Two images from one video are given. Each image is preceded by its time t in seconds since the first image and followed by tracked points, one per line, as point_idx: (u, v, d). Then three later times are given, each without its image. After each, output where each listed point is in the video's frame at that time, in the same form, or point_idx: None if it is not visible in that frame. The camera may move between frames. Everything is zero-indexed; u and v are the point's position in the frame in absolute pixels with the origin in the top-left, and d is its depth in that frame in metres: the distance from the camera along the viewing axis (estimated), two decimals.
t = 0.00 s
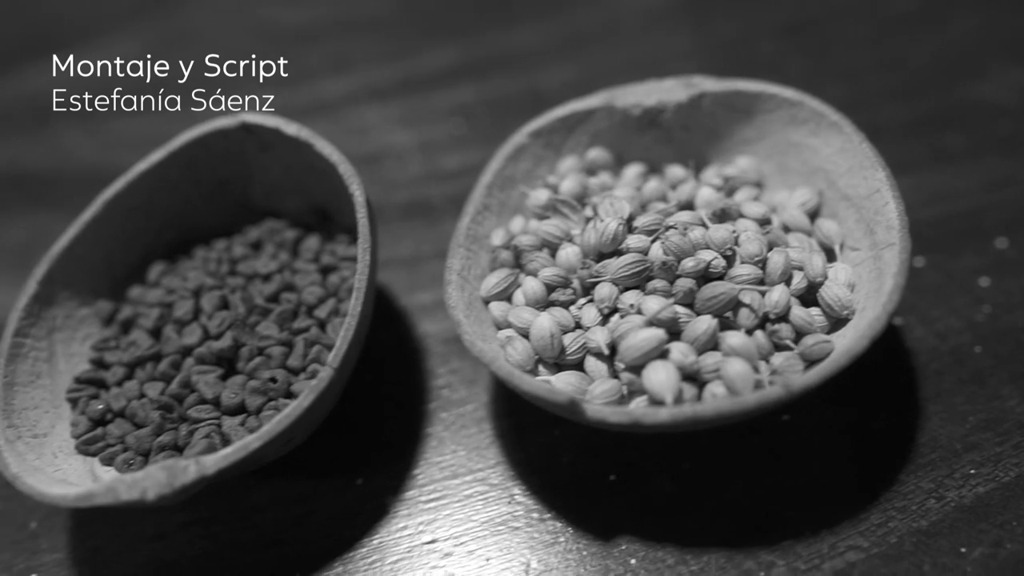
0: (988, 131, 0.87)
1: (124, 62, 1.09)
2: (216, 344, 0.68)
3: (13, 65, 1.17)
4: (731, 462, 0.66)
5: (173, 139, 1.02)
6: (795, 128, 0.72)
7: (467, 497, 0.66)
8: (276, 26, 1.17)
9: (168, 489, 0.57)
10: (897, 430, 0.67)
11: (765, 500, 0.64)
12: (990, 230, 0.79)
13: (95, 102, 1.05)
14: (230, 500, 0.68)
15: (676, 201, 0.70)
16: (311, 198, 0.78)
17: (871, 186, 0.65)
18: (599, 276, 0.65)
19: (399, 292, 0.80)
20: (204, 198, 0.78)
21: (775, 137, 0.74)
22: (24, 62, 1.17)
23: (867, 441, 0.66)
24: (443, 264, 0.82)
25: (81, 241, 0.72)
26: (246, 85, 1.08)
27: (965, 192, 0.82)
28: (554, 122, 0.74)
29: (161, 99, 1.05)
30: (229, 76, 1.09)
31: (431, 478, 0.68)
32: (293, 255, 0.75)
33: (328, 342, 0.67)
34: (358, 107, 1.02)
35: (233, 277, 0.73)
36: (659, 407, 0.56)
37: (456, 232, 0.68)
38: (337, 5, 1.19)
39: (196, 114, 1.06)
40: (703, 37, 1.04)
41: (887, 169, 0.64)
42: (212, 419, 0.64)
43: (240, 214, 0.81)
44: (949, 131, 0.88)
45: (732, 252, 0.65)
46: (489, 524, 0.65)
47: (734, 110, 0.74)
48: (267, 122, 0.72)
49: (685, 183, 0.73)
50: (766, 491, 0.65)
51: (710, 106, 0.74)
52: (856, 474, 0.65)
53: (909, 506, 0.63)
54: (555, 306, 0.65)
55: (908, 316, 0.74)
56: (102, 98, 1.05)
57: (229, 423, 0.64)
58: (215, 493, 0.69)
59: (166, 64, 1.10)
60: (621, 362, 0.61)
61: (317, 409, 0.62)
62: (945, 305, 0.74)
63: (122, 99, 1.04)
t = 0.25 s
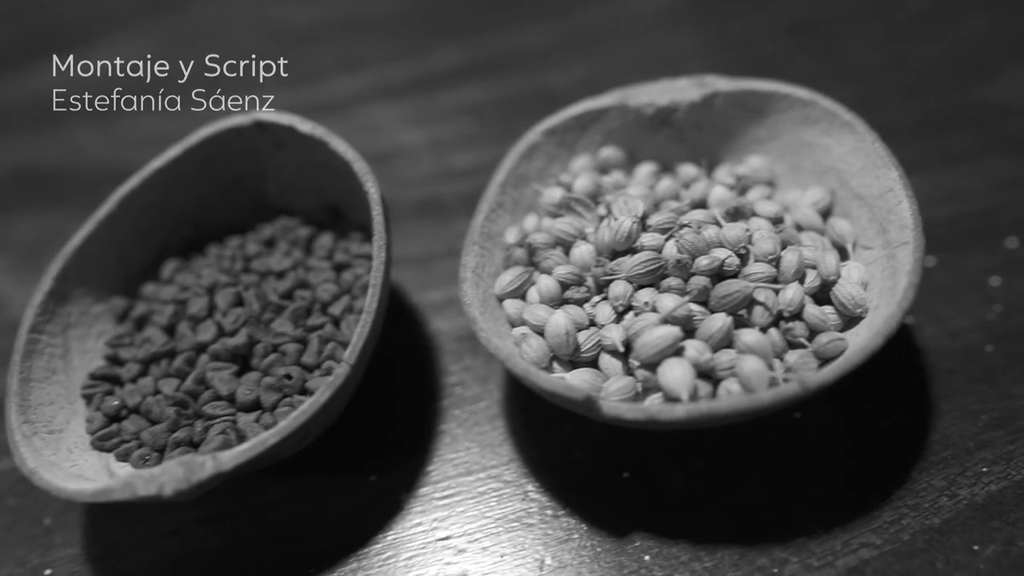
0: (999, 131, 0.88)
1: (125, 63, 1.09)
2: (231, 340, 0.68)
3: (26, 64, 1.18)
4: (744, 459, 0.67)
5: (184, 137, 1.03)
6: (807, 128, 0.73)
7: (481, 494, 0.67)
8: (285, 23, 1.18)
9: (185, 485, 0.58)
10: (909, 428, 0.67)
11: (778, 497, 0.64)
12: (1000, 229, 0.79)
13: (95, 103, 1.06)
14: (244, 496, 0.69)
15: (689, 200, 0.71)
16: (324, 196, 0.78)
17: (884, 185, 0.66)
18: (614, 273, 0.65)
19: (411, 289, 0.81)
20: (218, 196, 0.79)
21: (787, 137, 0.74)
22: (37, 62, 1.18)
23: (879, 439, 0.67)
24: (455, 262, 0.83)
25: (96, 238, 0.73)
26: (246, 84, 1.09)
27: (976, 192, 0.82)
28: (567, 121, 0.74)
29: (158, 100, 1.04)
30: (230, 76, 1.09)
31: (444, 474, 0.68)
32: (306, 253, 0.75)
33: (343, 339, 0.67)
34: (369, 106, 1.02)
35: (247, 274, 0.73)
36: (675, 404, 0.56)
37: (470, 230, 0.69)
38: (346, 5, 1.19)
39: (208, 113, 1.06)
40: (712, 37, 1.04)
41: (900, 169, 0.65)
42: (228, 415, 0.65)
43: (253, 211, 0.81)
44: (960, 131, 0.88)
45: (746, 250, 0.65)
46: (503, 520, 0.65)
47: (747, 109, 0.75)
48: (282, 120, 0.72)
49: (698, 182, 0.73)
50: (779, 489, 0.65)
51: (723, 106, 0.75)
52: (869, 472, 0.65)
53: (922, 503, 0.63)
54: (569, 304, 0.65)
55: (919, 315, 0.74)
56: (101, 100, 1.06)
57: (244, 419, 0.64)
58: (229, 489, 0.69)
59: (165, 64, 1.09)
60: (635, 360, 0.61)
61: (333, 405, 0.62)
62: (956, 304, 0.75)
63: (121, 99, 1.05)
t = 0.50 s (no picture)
0: (1008, 132, 0.88)
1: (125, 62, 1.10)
2: (246, 338, 0.68)
3: (36, 62, 1.18)
4: (757, 458, 0.67)
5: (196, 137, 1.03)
6: (819, 128, 0.73)
7: (495, 492, 0.67)
8: (294, 22, 1.18)
9: (202, 482, 0.58)
10: (921, 428, 0.67)
11: (791, 496, 0.65)
12: (1011, 230, 0.80)
13: (95, 102, 1.07)
14: (258, 493, 0.69)
15: (702, 200, 0.71)
16: (337, 195, 0.79)
17: (897, 185, 0.66)
18: (628, 272, 0.65)
19: (423, 288, 0.81)
20: (231, 195, 0.79)
21: (799, 137, 0.74)
22: (46, 60, 1.18)
23: (892, 438, 0.67)
24: (467, 261, 0.83)
25: (111, 236, 0.73)
26: (246, 84, 1.10)
27: (986, 193, 0.83)
28: (580, 121, 0.74)
29: (158, 99, 1.06)
30: (231, 76, 1.10)
31: (459, 472, 0.68)
32: (320, 251, 0.76)
33: (358, 337, 0.67)
34: (379, 105, 1.02)
35: (261, 273, 0.74)
36: (691, 402, 0.56)
37: (485, 229, 0.69)
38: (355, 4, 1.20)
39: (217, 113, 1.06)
40: (721, 38, 1.04)
41: (913, 169, 0.65)
42: (243, 412, 0.65)
43: (267, 210, 0.81)
44: (969, 132, 0.89)
45: (760, 249, 0.66)
46: (517, 518, 0.65)
47: (760, 110, 0.75)
48: (297, 118, 0.73)
49: (710, 182, 0.74)
50: (792, 487, 0.65)
51: (736, 106, 0.75)
52: (882, 471, 0.65)
53: (934, 502, 0.63)
54: (584, 302, 0.66)
55: (931, 315, 0.75)
56: (102, 99, 1.06)
57: (260, 416, 0.64)
58: (243, 486, 0.69)
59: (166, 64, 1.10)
60: (650, 358, 0.61)
61: (350, 403, 0.62)
62: (967, 304, 0.75)
63: (122, 99, 1.06)
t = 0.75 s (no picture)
0: (1018, 133, 0.88)
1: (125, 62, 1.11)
2: (261, 335, 0.68)
3: (47, 60, 1.18)
4: (771, 456, 0.67)
5: (206, 135, 1.03)
6: (832, 128, 0.73)
7: (510, 489, 0.67)
8: (304, 21, 1.18)
9: (220, 478, 0.58)
10: (932, 426, 0.68)
11: (805, 494, 0.65)
12: (1021, 230, 0.80)
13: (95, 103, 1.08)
14: (272, 490, 0.69)
15: (716, 199, 0.71)
16: (350, 193, 0.79)
17: (910, 185, 0.66)
18: (642, 271, 0.66)
19: (436, 286, 0.81)
20: (245, 193, 0.79)
21: (812, 137, 0.75)
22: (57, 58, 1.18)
23: (903, 436, 0.67)
24: (479, 259, 0.83)
25: (126, 234, 0.73)
26: (266, 83, 1.10)
27: (996, 193, 0.83)
28: (594, 120, 0.75)
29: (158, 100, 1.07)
30: (249, 76, 1.11)
31: (473, 470, 0.69)
32: (334, 249, 0.76)
33: (373, 335, 0.67)
34: (390, 104, 1.03)
35: (275, 270, 0.74)
36: (707, 400, 0.57)
37: (499, 227, 0.69)
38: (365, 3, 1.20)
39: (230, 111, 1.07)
40: (731, 38, 1.05)
41: (927, 169, 0.65)
42: (259, 409, 0.65)
43: (280, 208, 0.82)
44: (979, 133, 0.89)
45: (774, 249, 0.66)
46: (532, 515, 0.66)
47: (772, 110, 0.75)
48: (312, 117, 0.73)
49: (723, 181, 0.74)
50: (806, 485, 0.65)
51: (749, 106, 0.75)
52: (895, 469, 0.66)
53: (947, 500, 0.64)
54: (599, 301, 0.66)
55: (942, 314, 0.75)
56: (101, 99, 1.08)
57: (276, 413, 0.64)
58: (258, 483, 0.70)
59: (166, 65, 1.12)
60: (666, 356, 0.62)
61: (366, 400, 0.62)
62: (978, 304, 0.75)
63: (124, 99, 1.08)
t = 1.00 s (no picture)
0: None
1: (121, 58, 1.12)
2: (276, 332, 0.69)
3: (57, 58, 1.19)
4: (783, 453, 0.67)
5: (217, 134, 1.04)
6: (844, 127, 0.74)
7: (523, 486, 0.68)
8: (313, 20, 1.18)
9: (237, 474, 0.58)
10: (944, 424, 0.68)
11: (817, 492, 0.65)
12: None
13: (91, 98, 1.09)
14: (287, 487, 0.69)
15: (728, 198, 0.72)
16: (363, 191, 0.79)
17: (923, 184, 0.67)
18: (656, 269, 0.66)
19: (448, 285, 0.81)
20: (258, 190, 0.80)
21: (824, 136, 0.75)
22: (67, 56, 1.19)
23: (915, 434, 0.68)
24: (491, 258, 0.83)
25: (140, 231, 0.74)
26: (275, 81, 1.11)
27: (1007, 193, 0.83)
28: (606, 119, 0.75)
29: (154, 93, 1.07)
30: (259, 76, 1.11)
31: (486, 467, 0.69)
32: (347, 247, 0.76)
33: (387, 332, 0.68)
34: (399, 103, 1.03)
35: (289, 268, 0.74)
36: (722, 397, 0.57)
37: (513, 225, 0.69)
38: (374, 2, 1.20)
39: (239, 110, 1.07)
40: (741, 38, 1.05)
41: (939, 168, 0.66)
42: (274, 406, 0.65)
43: (292, 206, 0.82)
44: (989, 133, 0.89)
45: (787, 248, 0.66)
46: (546, 512, 0.66)
47: (784, 109, 0.76)
48: (325, 115, 0.73)
49: (735, 180, 0.74)
50: (819, 483, 0.66)
51: (760, 106, 0.76)
52: (907, 467, 0.66)
53: (959, 498, 0.64)
54: (612, 299, 0.66)
55: (953, 314, 0.75)
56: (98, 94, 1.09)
57: (291, 410, 0.65)
58: (271, 480, 0.70)
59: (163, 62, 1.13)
60: (680, 354, 0.62)
61: (381, 397, 0.63)
62: (990, 304, 0.75)
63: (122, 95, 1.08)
